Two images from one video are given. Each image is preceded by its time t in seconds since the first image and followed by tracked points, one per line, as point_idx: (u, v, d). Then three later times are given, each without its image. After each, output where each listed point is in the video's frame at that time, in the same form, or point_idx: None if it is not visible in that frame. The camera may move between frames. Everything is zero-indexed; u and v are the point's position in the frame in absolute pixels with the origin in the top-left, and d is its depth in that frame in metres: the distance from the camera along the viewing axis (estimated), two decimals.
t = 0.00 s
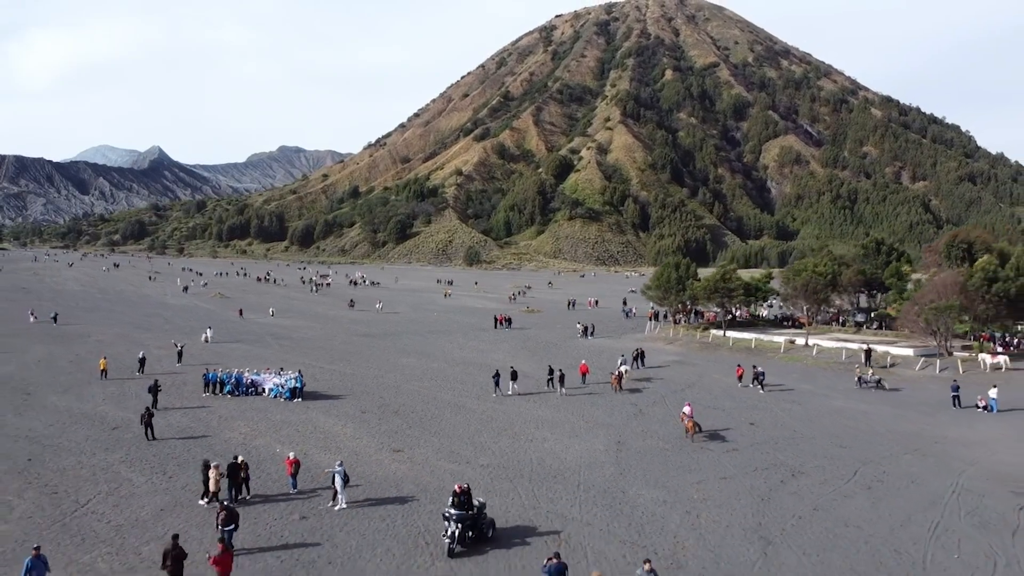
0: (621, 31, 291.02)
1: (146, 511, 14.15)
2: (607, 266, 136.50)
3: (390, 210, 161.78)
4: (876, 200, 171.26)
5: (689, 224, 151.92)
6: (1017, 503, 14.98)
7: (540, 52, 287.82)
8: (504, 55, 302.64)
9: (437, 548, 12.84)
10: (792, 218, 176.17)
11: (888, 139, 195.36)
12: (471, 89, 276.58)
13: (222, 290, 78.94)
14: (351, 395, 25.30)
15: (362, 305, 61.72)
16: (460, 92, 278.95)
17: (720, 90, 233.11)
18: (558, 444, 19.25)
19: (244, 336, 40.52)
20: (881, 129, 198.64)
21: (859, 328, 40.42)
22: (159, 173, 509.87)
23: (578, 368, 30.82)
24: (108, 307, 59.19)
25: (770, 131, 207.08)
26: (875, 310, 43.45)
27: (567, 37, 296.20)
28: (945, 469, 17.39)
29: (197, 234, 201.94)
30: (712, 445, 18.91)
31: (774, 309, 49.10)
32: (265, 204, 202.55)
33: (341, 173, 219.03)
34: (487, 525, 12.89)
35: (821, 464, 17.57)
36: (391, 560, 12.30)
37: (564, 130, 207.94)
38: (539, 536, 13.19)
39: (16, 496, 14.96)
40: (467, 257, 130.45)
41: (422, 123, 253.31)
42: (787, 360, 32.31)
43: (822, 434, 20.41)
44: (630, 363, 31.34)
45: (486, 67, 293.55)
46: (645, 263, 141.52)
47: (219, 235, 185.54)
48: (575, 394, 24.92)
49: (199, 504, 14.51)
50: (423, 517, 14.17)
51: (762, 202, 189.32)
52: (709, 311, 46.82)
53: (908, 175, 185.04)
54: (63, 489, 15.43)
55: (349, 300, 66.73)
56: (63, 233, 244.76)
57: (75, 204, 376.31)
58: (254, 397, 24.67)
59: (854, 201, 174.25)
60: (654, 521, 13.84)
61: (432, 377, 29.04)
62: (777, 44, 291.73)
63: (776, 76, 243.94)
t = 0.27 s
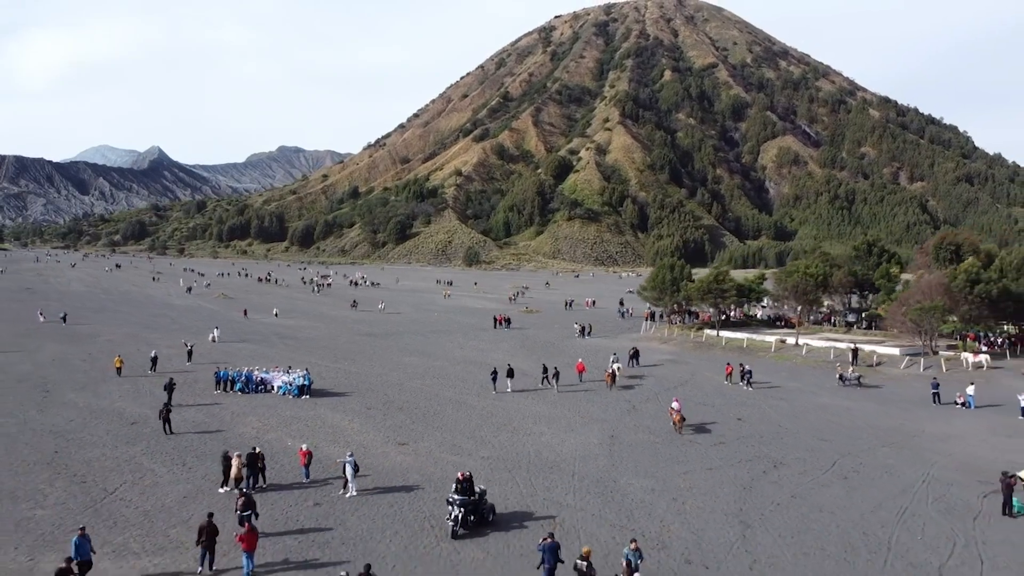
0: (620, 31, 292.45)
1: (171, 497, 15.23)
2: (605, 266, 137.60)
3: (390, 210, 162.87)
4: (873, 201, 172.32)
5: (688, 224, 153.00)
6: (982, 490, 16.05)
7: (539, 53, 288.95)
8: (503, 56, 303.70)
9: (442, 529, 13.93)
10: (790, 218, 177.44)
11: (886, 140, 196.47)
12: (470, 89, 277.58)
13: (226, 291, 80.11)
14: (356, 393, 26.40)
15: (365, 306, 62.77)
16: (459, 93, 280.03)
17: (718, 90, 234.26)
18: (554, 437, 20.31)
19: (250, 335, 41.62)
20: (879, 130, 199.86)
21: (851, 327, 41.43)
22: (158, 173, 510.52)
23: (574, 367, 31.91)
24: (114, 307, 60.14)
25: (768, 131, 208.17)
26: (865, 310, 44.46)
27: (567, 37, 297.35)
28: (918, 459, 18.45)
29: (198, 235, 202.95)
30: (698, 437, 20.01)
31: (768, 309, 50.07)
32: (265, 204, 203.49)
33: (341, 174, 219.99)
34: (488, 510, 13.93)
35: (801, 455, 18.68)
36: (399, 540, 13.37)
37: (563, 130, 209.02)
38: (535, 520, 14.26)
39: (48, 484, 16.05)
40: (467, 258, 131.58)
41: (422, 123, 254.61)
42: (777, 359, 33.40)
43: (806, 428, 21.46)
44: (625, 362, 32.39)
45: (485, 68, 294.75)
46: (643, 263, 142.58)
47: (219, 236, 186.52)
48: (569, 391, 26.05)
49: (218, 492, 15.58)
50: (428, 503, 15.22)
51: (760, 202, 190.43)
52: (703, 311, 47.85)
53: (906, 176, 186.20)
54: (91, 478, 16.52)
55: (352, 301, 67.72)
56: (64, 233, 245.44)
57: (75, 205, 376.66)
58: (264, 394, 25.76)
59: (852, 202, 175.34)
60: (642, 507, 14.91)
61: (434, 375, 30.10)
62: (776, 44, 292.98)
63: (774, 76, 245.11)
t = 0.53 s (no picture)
0: (619, 32, 293.44)
1: (192, 486, 16.33)
2: (604, 266, 138.74)
3: (390, 211, 164.04)
4: (871, 201, 173.54)
5: (686, 224, 154.12)
6: (952, 480, 17.10)
7: (538, 54, 290.09)
8: (502, 57, 304.78)
9: (446, 515, 14.98)
10: (788, 219, 178.54)
11: (884, 140, 197.63)
12: (469, 90, 278.60)
13: (228, 291, 81.15)
14: (360, 390, 27.47)
15: (367, 306, 63.82)
16: (459, 93, 281.10)
17: (717, 91, 235.35)
18: (550, 431, 21.39)
19: (255, 335, 42.68)
20: (877, 130, 201.01)
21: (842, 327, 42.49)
22: (158, 173, 511.04)
23: (571, 366, 33.00)
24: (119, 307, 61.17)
25: (767, 132, 209.28)
26: (856, 310, 45.49)
27: (566, 38, 298.46)
28: (895, 451, 19.51)
29: (198, 235, 203.95)
30: (686, 431, 21.08)
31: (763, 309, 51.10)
32: (265, 205, 204.49)
33: (341, 174, 220.91)
34: (488, 497, 14.99)
35: (784, 448, 19.75)
36: (407, 523, 14.46)
37: (562, 131, 210.07)
38: (531, 506, 15.33)
39: (76, 475, 17.14)
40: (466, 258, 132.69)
41: (421, 124, 255.87)
42: (767, 357, 34.51)
43: (790, 423, 22.54)
44: (620, 361, 33.45)
45: (484, 69, 295.81)
46: (641, 263, 143.68)
47: (220, 236, 187.48)
48: (565, 388, 27.16)
49: (236, 481, 16.66)
50: (433, 491, 16.29)
51: (758, 203, 191.51)
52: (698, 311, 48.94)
53: (904, 176, 187.44)
54: (115, 468, 17.61)
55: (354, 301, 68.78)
56: (64, 233, 246.22)
57: (75, 205, 376.83)
58: (272, 391, 26.82)
59: (850, 202, 176.49)
60: (632, 494, 16.00)
61: (435, 374, 31.15)
62: (774, 45, 294.24)
63: (773, 77, 246.24)
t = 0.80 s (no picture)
0: (618, 33, 294.58)
1: (210, 475, 17.39)
2: (603, 266, 139.77)
3: (390, 211, 165.16)
4: (869, 202, 174.73)
5: (684, 225, 155.22)
6: (924, 470, 18.18)
7: (538, 54, 291.13)
8: (501, 57, 305.82)
9: (451, 501, 16.04)
10: (786, 219, 179.61)
11: (881, 141, 198.79)
12: (468, 91, 279.60)
13: (231, 291, 82.16)
14: (364, 388, 28.51)
15: (369, 307, 64.87)
16: (458, 94, 282.19)
17: (716, 92, 236.42)
18: (548, 427, 22.41)
19: (261, 335, 43.71)
20: (875, 131, 202.19)
21: (833, 326, 43.53)
22: (158, 174, 511.64)
23: (568, 364, 34.05)
24: (124, 308, 62.15)
25: (765, 133, 210.33)
26: (847, 310, 46.54)
27: (565, 39, 299.47)
28: (873, 442, 20.60)
29: (198, 235, 204.89)
30: (676, 426, 22.12)
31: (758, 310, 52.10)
32: (265, 205, 205.39)
33: (341, 175, 221.83)
34: (488, 485, 16.03)
35: (767, 440, 20.84)
36: (413, 509, 15.53)
37: (561, 132, 211.14)
38: (528, 494, 16.39)
39: (100, 466, 18.20)
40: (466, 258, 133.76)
41: (421, 124, 257.10)
42: (758, 356, 35.57)
43: (776, 418, 23.59)
44: (615, 360, 34.48)
45: (484, 70, 296.88)
46: (640, 263, 144.76)
47: (220, 237, 188.40)
48: (561, 386, 28.21)
49: (251, 472, 17.72)
50: (437, 481, 17.34)
51: (756, 203, 192.61)
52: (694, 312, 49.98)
53: (901, 177, 188.67)
54: (137, 460, 18.70)
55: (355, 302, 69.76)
56: (65, 233, 247.01)
57: (75, 205, 377.27)
58: (280, 388, 27.86)
59: (848, 203, 177.60)
60: (623, 484, 17.05)
61: (437, 372, 32.21)
62: (773, 46, 295.29)
63: (771, 78, 247.42)
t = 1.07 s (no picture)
0: (617, 33, 295.71)
1: (226, 467, 18.46)
2: (601, 266, 140.87)
3: (390, 212, 166.24)
4: (866, 202, 175.88)
5: (682, 225, 156.29)
6: (900, 462, 19.25)
7: (537, 55, 292.12)
8: (501, 58, 306.84)
9: (453, 490, 17.10)
10: (784, 219, 180.67)
11: (879, 142, 199.90)
12: (468, 91, 280.53)
13: (234, 292, 83.14)
14: (368, 385, 29.57)
15: (370, 307, 65.92)
16: (457, 95, 283.23)
17: (714, 92, 237.48)
18: (545, 422, 23.46)
19: (266, 335, 44.74)
20: (873, 132, 203.36)
21: (824, 326, 44.54)
22: (157, 174, 512.25)
23: (566, 363, 35.09)
24: (129, 308, 63.13)
25: (763, 133, 211.40)
26: (839, 310, 47.50)
27: (564, 39, 300.53)
28: (854, 435, 21.70)
29: (199, 236, 205.85)
30: (667, 421, 23.18)
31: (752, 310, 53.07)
32: (266, 206, 206.40)
33: (341, 175, 222.85)
34: (488, 475, 17.07)
35: (754, 434, 21.92)
36: (418, 496, 16.60)
37: (560, 132, 212.21)
38: (526, 484, 17.45)
39: (122, 459, 19.26)
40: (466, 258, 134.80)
41: (420, 125, 258.29)
42: (749, 355, 36.61)
43: (763, 414, 24.65)
44: (611, 359, 35.51)
45: (483, 70, 297.92)
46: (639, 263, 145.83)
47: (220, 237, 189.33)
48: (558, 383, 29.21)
49: (265, 463, 18.76)
50: (440, 472, 18.42)
51: (755, 204, 193.67)
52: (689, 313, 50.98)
53: (899, 177, 189.85)
54: (156, 453, 19.77)
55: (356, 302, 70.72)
56: (65, 234, 247.94)
57: (75, 205, 377.83)
58: (288, 386, 28.91)
59: (845, 203, 178.70)
60: (616, 475, 18.11)
61: (439, 371, 33.25)
62: (771, 46, 296.39)
63: (770, 78, 248.54)
